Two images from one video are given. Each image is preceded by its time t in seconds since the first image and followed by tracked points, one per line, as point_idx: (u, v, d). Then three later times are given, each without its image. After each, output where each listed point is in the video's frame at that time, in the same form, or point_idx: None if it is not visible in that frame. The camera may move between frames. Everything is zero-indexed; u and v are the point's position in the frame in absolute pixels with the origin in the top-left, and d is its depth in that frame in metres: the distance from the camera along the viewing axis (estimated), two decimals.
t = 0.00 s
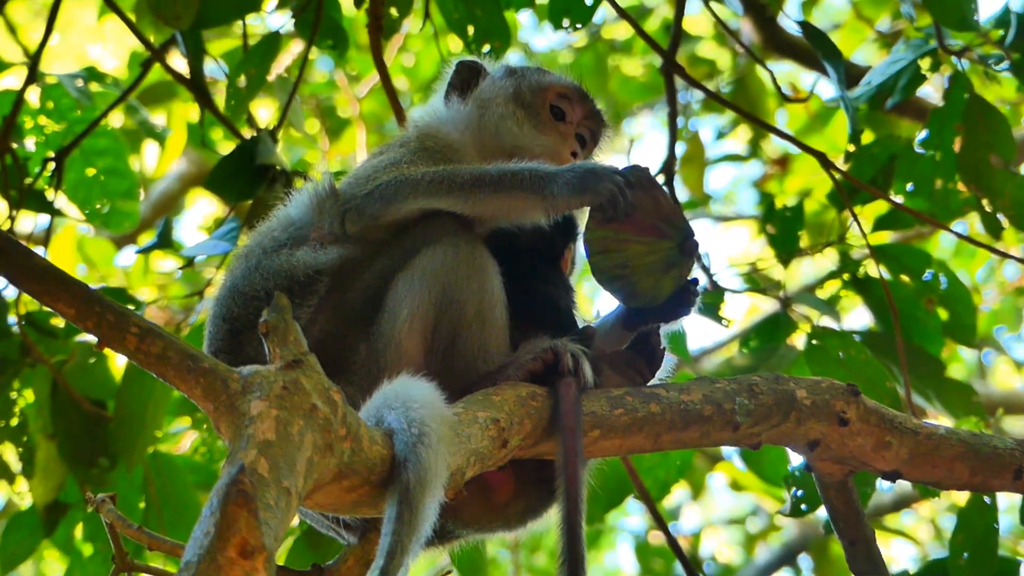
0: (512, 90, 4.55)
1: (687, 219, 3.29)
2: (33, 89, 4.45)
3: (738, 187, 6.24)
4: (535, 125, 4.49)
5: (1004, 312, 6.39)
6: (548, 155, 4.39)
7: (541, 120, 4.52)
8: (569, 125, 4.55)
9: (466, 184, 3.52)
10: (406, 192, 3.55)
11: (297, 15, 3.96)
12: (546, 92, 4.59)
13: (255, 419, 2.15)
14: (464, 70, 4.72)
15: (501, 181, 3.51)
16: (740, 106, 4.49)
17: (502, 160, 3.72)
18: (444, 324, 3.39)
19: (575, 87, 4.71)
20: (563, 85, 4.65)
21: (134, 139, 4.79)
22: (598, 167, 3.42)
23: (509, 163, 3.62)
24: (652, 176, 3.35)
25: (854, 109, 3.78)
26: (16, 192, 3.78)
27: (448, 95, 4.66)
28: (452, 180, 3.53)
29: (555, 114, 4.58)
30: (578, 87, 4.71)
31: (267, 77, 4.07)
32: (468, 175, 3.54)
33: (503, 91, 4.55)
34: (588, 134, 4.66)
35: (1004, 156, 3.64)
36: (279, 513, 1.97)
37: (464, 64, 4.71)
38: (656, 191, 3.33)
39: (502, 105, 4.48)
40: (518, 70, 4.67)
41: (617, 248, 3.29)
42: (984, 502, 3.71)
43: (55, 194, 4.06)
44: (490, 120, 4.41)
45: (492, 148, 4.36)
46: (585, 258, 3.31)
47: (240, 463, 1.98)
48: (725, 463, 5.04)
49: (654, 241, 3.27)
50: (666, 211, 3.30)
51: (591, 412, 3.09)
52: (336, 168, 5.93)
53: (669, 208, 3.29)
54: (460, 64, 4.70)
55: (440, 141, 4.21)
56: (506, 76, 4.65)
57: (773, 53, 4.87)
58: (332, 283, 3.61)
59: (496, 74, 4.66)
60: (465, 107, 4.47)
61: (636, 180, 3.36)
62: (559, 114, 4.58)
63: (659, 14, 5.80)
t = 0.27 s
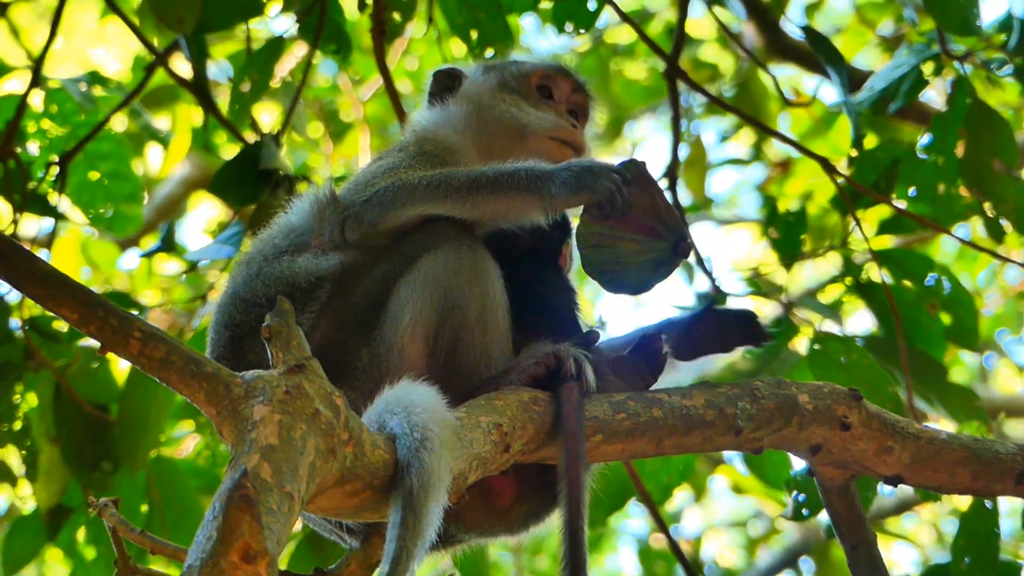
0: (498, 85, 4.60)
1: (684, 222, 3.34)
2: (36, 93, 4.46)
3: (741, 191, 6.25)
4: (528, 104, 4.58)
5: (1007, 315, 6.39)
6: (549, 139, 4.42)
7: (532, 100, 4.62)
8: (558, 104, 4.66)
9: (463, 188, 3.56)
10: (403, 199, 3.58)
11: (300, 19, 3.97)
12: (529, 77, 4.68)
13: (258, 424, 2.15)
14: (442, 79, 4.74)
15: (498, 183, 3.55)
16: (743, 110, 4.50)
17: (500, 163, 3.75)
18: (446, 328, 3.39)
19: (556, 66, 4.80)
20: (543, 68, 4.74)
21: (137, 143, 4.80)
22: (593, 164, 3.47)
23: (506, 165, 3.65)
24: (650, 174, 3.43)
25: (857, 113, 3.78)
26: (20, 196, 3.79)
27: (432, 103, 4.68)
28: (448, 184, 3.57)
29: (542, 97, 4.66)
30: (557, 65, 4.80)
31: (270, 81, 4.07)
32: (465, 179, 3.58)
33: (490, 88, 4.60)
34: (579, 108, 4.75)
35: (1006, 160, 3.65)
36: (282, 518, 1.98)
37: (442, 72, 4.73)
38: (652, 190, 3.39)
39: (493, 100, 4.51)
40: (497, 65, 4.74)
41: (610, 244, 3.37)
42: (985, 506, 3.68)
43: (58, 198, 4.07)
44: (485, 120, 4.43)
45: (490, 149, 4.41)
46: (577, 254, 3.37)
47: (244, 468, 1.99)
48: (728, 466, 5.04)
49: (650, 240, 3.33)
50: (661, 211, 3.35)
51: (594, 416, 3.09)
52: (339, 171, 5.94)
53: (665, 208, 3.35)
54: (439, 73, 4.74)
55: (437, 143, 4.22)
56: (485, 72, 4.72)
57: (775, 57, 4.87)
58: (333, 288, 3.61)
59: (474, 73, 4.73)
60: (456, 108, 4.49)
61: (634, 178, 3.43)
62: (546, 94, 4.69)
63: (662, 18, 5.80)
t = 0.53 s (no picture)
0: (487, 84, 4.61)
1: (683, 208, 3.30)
2: (39, 95, 4.47)
3: (743, 193, 6.26)
4: (516, 99, 4.58)
5: (1009, 318, 6.39)
6: (543, 132, 4.42)
7: (521, 94, 4.62)
8: (548, 94, 4.65)
9: (460, 192, 3.58)
10: (401, 204, 3.60)
11: (303, 22, 3.97)
12: (515, 71, 4.69)
13: (260, 427, 2.15)
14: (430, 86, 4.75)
15: (496, 187, 3.58)
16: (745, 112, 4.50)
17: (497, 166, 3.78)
18: (447, 331, 3.40)
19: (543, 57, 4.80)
20: (529, 60, 4.74)
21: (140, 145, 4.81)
22: (587, 163, 3.49)
23: (503, 168, 3.68)
24: (644, 164, 3.41)
25: (859, 117, 3.78)
26: (23, 199, 3.79)
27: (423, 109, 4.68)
28: (446, 188, 3.60)
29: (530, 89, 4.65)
30: (544, 56, 4.80)
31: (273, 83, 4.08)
32: (461, 182, 3.60)
33: (479, 89, 4.61)
34: (570, 96, 4.73)
35: (1008, 164, 3.65)
36: (284, 521, 1.97)
37: (427, 79, 4.74)
38: (648, 180, 3.38)
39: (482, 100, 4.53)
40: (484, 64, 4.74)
41: (609, 237, 3.37)
42: (986, 509, 3.70)
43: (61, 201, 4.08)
44: (475, 121, 4.45)
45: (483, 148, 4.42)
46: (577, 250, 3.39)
47: (246, 471, 1.99)
48: (730, 469, 5.03)
49: (648, 230, 3.32)
50: (657, 199, 3.33)
51: (595, 419, 3.09)
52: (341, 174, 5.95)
53: (661, 197, 3.32)
54: (425, 80, 4.74)
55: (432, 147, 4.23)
56: (471, 72, 4.73)
57: (778, 60, 4.88)
58: (333, 291, 3.62)
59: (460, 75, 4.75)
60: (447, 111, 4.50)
61: (629, 170, 3.43)
62: (535, 85, 4.68)
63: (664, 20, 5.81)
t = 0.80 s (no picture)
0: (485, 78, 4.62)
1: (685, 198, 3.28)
2: (42, 93, 4.48)
3: (747, 192, 6.26)
4: (515, 90, 4.58)
5: (1012, 316, 6.39)
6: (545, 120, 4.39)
7: (519, 84, 4.61)
8: (548, 81, 4.64)
9: (461, 190, 3.56)
10: (404, 202, 3.58)
11: (306, 20, 3.98)
12: (513, 61, 4.68)
13: (263, 423, 2.15)
14: (432, 83, 4.77)
15: (497, 184, 3.56)
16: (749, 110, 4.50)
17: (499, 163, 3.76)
18: (448, 330, 3.39)
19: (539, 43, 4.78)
20: (525, 48, 4.72)
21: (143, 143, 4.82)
22: (588, 159, 3.48)
23: (504, 165, 3.66)
24: (646, 157, 3.42)
25: (862, 114, 3.78)
26: (26, 197, 3.79)
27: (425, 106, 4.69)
28: (446, 186, 3.57)
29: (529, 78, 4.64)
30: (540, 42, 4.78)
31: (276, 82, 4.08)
32: (463, 180, 3.58)
33: (478, 83, 4.62)
34: (570, 80, 4.70)
35: (1012, 161, 3.64)
36: (287, 518, 1.95)
37: (426, 76, 4.77)
38: (649, 172, 3.37)
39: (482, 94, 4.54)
40: (483, 57, 4.74)
41: (614, 231, 3.39)
42: (990, 506, 3.67)
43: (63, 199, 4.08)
44: (476, 116, 4.45)
45: (486, 142, 4.42)
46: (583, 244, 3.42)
47: (250, 468, 1.99)
48: (734, 467, 5.03)
49: (651, 223, 3.31)
50: (660, 191, 3.32)
51: (598, 417, 3.07)
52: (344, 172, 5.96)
53: (663, 190, 3.30)
54: (425, 75, 4.78)
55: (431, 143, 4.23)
56: (469, 66, 4.74)
57: (781, 58, 4.88)
58: (336, 290, 3.61)
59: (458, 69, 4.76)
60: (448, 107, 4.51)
61: (630, 163, 3.43)
62: (534, 73, 4.67)
63: (667, 18, 5.81)
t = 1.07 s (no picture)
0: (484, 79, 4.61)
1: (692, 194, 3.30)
2: (44, 90, 4.49)
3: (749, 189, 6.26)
4: (515, 87, 4.57)
5: (1015, 315, 6.39)
6: (551, 114, 4.37)
7: (519, 82, 4.61)
8: (546, 78, 4.64)
9: (467, 189, 3.56)
10: (409, 200, 3.59)
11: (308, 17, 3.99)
12: (510, 59, 4.68)
13: (265, 421, 2.15)
14: (432, 85, 4.74)
15: (504, 182, 3.56)
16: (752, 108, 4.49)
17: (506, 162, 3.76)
18: (453, 326, 3.39)
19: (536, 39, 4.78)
20: (522, 45, 4.72)
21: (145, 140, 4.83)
22: (594, 158, 3.49)
23: (511, 164, 3.66)
24: (651, 154, 3.41)
25: (865, 112, 3.79)
26: (28, 194, 3.80)
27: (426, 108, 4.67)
28: (452, 184, 3.58)
29: (528, 76, 4.64)
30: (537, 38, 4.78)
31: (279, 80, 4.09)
32: (469, 179, 3.59)
33: (478, 84, 4.61)
34: (567, 76, 4.72)
35: (1015, 159, 3.64)
36: (289, 515, 1.96)
37: (426, 79, 4.74)
38: (655, 168, 3.38)
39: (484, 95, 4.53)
40: (481, 57, 4.73)
41: (624, 230, 3.39)
42: (992, 504, 3.68)
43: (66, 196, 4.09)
44: (480, 118, 4.45)
45: (492, 142, 4.42)
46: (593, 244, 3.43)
47: (251, 465, 1.99)
48: (736, 466, 5.04)
49: (660, 219, 3.33)
50: (667, 187, 3.34)
51: (602, 414, 3.07)
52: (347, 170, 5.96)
53: (670, 186, 3.32)
54: (423, 80, 4.74)
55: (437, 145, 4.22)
56: (467, 67, 4.73)
57: (784, 56, 4.87)
58: (341, 286, 3.61)
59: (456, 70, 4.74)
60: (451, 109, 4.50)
61: (634, 160, 3.43)
62: (532, 70, 4.67)
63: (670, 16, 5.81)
